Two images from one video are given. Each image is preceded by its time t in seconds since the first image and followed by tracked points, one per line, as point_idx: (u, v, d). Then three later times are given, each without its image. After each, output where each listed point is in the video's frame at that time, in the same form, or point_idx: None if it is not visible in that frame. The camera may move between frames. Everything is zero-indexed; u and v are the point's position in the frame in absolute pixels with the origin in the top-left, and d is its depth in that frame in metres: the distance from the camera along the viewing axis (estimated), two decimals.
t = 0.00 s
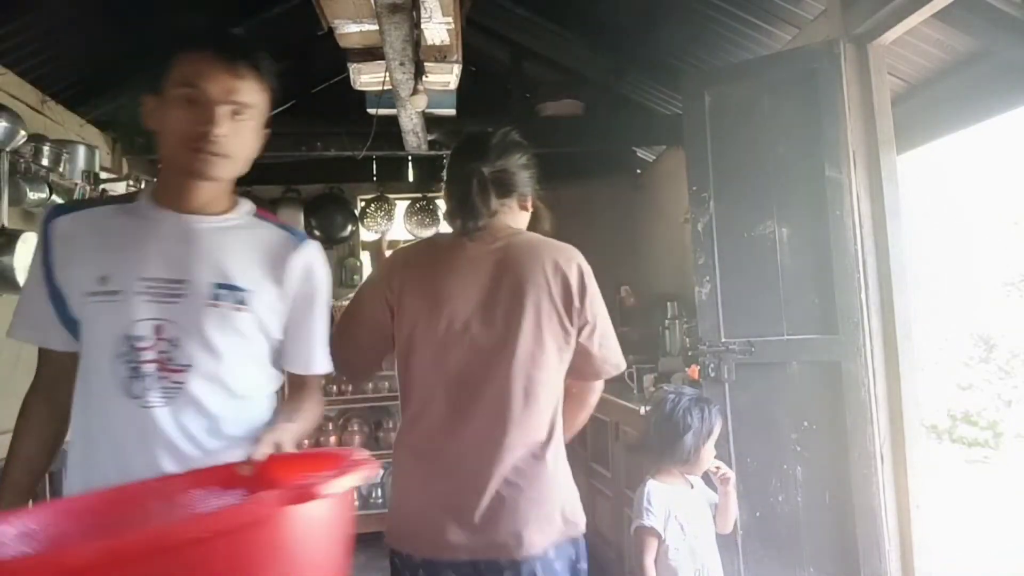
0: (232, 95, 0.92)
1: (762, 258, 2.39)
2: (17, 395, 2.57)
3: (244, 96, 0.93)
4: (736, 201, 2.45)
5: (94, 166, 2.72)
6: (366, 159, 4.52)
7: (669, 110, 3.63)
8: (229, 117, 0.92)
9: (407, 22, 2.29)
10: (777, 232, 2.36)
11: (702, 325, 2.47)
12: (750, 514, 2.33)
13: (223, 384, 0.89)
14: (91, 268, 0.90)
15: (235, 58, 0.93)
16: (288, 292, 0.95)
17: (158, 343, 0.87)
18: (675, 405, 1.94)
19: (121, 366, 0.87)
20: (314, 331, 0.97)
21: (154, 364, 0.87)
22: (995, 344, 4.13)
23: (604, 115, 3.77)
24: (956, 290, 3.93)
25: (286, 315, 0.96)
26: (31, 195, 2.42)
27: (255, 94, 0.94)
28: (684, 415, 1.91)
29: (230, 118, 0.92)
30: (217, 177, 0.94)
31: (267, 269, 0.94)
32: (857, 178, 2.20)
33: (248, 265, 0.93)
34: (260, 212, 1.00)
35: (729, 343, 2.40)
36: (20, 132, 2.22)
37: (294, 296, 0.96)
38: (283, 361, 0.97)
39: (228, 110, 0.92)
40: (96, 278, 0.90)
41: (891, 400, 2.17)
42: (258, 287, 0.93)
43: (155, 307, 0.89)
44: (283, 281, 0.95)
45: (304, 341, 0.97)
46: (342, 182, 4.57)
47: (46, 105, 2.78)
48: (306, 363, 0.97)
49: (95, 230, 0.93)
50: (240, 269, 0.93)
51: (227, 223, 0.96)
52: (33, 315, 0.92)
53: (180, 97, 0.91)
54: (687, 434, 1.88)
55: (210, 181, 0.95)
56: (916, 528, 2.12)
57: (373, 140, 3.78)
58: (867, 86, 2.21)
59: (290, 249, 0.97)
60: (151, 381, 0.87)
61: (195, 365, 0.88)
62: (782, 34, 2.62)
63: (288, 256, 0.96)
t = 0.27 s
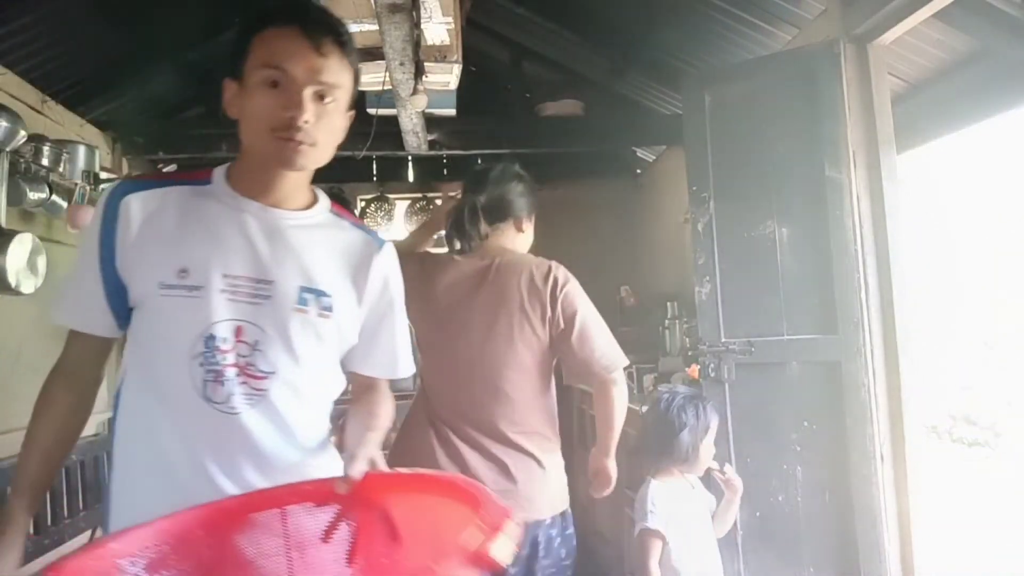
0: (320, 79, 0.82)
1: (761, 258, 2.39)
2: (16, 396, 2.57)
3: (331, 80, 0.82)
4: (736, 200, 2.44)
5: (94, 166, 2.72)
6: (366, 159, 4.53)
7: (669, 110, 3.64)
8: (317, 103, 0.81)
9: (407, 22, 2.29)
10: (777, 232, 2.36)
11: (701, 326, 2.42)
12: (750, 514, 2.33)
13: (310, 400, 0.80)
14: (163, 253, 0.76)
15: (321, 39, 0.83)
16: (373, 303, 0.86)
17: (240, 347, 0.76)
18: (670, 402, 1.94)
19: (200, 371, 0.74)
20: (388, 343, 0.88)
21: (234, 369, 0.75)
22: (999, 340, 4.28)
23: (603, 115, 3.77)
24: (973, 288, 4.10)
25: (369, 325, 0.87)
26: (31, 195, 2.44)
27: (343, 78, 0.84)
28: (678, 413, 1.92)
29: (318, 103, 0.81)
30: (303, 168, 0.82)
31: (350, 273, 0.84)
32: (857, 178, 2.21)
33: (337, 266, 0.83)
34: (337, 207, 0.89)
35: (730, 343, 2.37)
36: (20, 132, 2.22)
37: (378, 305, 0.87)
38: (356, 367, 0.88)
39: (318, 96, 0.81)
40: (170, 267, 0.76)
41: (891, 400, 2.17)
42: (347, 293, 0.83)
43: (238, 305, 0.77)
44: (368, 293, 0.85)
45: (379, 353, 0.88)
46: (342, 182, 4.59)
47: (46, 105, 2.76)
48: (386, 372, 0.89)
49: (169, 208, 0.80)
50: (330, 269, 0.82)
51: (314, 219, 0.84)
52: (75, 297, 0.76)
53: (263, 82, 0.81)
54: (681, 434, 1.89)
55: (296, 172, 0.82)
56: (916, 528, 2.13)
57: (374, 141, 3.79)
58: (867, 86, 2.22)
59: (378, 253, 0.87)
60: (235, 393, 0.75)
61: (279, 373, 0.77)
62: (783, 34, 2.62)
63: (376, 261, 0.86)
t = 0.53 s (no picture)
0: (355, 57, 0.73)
1: (762, 258, 2.39)
2: (16, 397, 2.56)
3: (371, 59, 0.74)
4: (736, 201, 2.45)
5: (94, 166, 2.72)
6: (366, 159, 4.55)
7: (669, 110, 3.64)
8: (357, 86, 0.73)
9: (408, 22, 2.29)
10: (777, 232, 2.36)
11: (701, 326, 2.45)
12: (751, 514, 2.33)
13: (373, 430, 0.74)
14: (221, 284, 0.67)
15: (353, 8, 0.74)
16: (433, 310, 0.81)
17: (304, 385, 0.69)
18: (673, 403, 1.93)
19: (262, 418, 0.67)
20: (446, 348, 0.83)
21: (300, 408, 0.68)
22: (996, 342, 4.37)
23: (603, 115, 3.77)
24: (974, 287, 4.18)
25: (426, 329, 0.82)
26: (31, 195, 2.44)
27: (381, 54, 0.75)
28: (681, 411, 1.91)
29: (358, 86, 0.73)
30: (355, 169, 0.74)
31: (407, 284, 0.78)
32: (857, 178, 2.21)
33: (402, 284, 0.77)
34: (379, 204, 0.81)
35: (729, 343, 2.39)
36: (20, 132, 2.22)
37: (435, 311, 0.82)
38: (402, 371, 0.82)
39: (357, 77, 0.73)
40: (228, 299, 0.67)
41: (891, 400, 2.17)
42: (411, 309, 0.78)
43: (300, 339, 0.69)
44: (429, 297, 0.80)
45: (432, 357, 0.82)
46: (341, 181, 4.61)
47: (46, 105, 2.74)
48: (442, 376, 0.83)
49: (211, 227, 0.69)
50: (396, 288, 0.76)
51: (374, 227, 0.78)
52: (103, 334, 0.65)
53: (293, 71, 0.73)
54: (683, 433, 1.88)
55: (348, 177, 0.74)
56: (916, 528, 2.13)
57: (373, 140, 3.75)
58: (867, 87, 2.22)
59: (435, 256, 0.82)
60: (305, 437, 0.68)
61: (345, 407, 0.71)
62: (783, 34, 2.62)
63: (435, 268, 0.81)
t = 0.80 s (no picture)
0: (404, 92, 0.70)
1: (761, 259, 2.39)
2: (16, 397, 2.56)
3: (418, 93, 0.71)
4: (736, 201, 2.45)
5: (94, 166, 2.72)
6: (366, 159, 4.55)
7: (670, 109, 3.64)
8: (407, 122, 0.70)
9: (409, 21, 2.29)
10: (777, 232, 2.36)
11: (702, 325, 2.46)
12: (751, 514, 2.32)
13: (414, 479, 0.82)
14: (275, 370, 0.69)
15: (400, 39, 0.72)
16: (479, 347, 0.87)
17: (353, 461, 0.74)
18: (676, 403, 1.92)
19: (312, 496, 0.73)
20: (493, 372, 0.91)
21: (348, 481, 0.74)
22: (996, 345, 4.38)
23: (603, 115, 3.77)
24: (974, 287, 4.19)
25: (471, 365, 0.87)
26: (31, 195, 2.44)
27: (431, 85, 0.72)
28: (684, 412, 1.90)
29: (408, 123, 0.70)
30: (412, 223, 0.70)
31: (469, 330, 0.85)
32: (857, 178, 2.20)
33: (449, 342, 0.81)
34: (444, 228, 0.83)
35: (729, 343, 2.40)
36: (20, 132, 2.22)
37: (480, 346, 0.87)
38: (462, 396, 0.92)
39: (406, 112, 0.70)
40: (281, 385, 0.70)
41: (891, 400, 2.17)
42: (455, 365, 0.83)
43: (349, 421, 0.73)
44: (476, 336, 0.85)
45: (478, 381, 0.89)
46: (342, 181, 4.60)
47: (46, 105, 2.76)
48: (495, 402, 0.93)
49: (264, 301, 0.68)
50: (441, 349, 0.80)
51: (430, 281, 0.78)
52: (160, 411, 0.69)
53: (333, 110, 0.70)
54: (688, 434, 1.88)
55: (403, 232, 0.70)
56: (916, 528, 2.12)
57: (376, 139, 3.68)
58: (867, 87, 2.21)
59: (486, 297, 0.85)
60: (349, 505, 0.74)
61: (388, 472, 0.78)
62: (783, 34, 2.62)
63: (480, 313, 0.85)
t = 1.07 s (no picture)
0: (430, 93, 0.72)
1: (761, 259, 2.40)
2: (17, 397, 2.56)
3: (446, 95, 0.73)
4: (736, 201, 2.45)
5: (94, 166, 2.72)
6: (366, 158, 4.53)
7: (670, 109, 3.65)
8: (433, 124, 0.72)
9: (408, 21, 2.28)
10: (777, 232, 2.36)
11: (702, 326, 2.47)
12: (750, 514, 2.33)
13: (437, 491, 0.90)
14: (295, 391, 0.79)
15: (428, 39, 0.74)
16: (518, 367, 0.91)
17: (372, 481, 0.83)
18: (676, 404, 1.92)
19: (329, 509, 0.82)
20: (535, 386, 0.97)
21: (367, 499, 0.83)
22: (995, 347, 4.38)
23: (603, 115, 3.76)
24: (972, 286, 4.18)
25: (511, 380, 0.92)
26: (31, 195, 2.44)
27: (459, 87, 0.74)
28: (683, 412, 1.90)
29: (434, 125, 0.72)
30: (441, 230, 0.71)
31: (509, 351, 0.89)
32: (857, 178, 2.20)
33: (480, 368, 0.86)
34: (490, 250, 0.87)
35: (729, 343, 2.41)
36: (20, 132, 2.22)
37: (518, 366, 0.91)
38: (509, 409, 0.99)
39: (433, 114, 0.72)
40: (298, 400, 0.79)
41: (891, 400, 2.17)
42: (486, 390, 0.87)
43: (369, 442, 0.81)
44: (512, 360, 0.90)
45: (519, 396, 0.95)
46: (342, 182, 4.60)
47: (46, 105, 2.77)
48: (537, 417, 1.00)
49: (281, 320, 0.76)
50: (469, 377, 0.85)
51: (457, 306, 0.83)
52: (189, 410, 0.82)
53: (360, 113, 0.73)
54: (688, 434, 1.88)
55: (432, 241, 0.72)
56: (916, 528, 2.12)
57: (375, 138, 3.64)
58: (867, 87, 2.21)
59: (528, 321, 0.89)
60: (366, 520, 0.83)
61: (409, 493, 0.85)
62: (783, 34, 2.63)
63: (519, 337, 0.89)
